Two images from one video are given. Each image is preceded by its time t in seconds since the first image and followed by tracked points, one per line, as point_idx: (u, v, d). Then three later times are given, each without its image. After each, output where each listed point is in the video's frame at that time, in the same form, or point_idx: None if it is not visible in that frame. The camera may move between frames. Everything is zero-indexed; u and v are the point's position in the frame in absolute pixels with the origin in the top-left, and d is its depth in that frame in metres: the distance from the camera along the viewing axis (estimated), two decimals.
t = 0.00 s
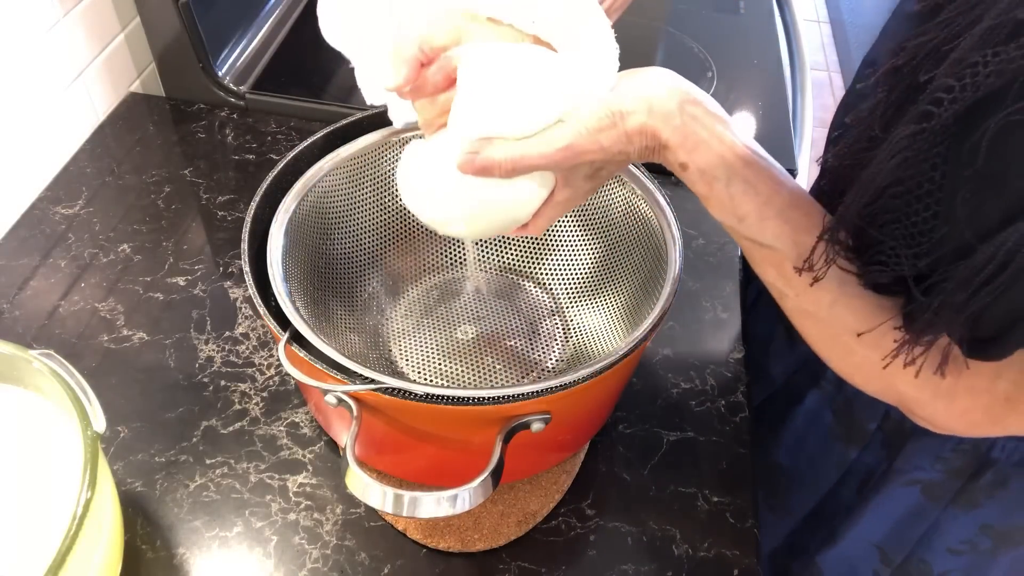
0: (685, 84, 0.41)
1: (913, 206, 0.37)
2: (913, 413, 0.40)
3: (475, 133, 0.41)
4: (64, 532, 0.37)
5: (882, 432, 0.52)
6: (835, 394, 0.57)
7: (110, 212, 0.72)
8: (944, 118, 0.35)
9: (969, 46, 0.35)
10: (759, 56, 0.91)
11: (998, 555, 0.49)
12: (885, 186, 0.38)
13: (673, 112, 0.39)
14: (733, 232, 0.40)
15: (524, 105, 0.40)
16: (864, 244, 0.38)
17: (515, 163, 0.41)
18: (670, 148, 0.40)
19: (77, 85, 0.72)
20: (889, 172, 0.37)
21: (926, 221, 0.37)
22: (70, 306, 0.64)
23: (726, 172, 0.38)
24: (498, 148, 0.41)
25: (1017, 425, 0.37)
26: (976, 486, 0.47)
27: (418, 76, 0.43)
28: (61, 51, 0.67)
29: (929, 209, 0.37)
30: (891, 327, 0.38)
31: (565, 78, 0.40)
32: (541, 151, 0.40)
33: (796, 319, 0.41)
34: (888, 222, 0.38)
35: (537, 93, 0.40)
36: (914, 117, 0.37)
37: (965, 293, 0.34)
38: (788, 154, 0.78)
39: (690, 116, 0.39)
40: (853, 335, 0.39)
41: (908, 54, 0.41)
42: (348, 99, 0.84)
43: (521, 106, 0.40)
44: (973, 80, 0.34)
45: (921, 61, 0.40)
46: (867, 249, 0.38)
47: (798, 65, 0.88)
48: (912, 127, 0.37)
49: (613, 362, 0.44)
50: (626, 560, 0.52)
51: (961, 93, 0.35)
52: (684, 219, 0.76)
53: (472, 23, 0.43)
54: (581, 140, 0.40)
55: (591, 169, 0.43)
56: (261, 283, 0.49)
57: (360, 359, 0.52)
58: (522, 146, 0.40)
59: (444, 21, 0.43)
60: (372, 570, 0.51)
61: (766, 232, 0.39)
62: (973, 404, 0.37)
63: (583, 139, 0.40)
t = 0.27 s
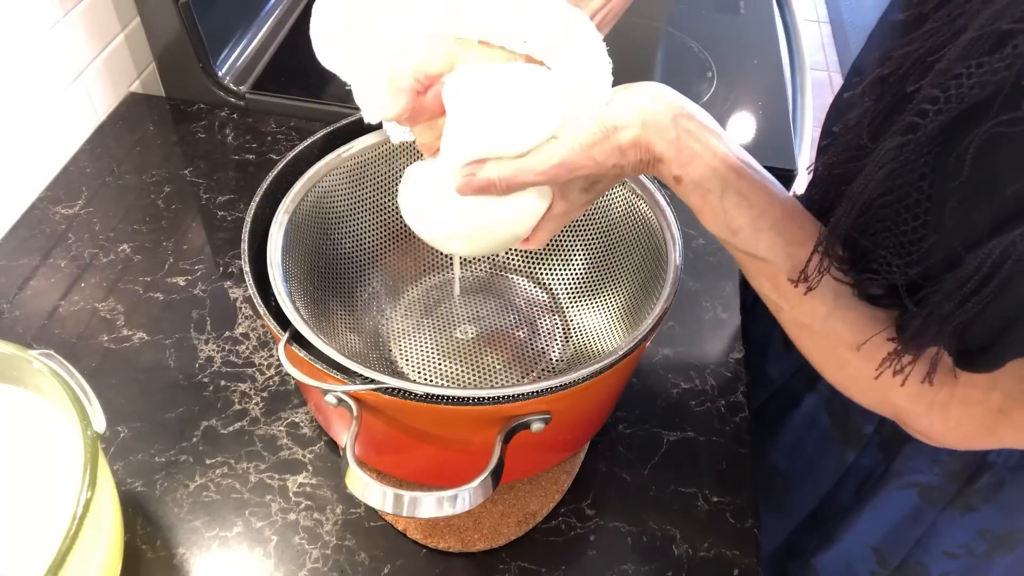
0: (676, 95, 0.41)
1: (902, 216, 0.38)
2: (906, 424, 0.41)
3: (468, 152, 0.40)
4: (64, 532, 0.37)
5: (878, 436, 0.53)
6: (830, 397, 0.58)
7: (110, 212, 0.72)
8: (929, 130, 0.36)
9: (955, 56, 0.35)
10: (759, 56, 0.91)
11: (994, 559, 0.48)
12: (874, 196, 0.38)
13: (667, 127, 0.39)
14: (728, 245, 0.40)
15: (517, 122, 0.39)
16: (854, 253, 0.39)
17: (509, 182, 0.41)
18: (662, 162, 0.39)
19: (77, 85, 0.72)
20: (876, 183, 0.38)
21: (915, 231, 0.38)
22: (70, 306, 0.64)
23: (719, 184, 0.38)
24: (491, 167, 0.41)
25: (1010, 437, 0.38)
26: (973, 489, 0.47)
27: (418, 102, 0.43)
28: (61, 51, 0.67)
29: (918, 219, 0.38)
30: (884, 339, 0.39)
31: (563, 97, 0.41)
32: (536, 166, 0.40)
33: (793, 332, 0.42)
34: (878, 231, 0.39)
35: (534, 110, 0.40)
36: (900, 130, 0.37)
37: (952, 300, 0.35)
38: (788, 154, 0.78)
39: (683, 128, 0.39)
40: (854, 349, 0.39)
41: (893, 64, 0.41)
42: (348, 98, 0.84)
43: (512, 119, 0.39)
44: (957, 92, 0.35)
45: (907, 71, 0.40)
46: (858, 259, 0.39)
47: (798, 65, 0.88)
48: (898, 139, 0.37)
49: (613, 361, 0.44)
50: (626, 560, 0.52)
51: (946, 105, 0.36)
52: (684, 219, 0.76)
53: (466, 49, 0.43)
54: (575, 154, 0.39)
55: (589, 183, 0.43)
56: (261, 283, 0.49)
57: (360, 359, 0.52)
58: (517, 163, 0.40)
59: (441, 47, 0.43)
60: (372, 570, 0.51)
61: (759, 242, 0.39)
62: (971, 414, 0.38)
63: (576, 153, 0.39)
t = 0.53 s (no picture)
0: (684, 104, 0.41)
1: (895, 220, 0.39)
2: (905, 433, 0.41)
3: (475, 147, 0.40)
4: (64, 532, 0.37)
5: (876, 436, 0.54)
6: (828, 398, 0.58)
7: (110, 212, 0.72)
8: (920, 132, 0.37)
9: (943, 60, 0.37)
10: (758, 56, 0.91)
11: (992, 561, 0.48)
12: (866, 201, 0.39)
13: (673, 136, 0.39)
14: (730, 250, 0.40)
15: (517, 121, 0.40)
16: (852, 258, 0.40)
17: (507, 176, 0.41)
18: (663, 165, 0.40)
19: (78, 85, 0.72)
20: (868, 188, 0.39)
21: (908, 234, 0.38)
22: (70, 306, 0.64)
23: (724, 191, 0.39)
24: (494, 160, 0.41)
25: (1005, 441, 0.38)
26: (970, 491, 0.47)
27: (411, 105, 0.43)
28: (61, 51, 0.67)
29: (911, 223, 0.38)
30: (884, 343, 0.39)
31: (556, 89, 0.40)
32: (541, 163, 0.40)
33: (795, 339, 0.41)
34: (873, 237, 0.39)
35: (536, 106, 0.40)
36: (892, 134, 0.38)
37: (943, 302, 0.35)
38: (787, 154, 0.78)
39: (690, 135, 0.39)
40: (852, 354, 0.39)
41: (886, 67, 0.42)
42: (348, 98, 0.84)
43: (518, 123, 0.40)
44: (946, 96, 0.37)
45: (898, 75, 0.42)
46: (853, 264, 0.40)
47: (798, 65, 0.88)
48: (888, 144, 0.38)
49: (613, 361, 0.44)
50: (626, 560, 0.52)
51: (935, 108, 0.37)
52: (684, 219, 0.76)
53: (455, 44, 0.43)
54: (579, 156, 0.40)
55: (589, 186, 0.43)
56: (261, 283, 0.49)
57: (360, 359, 0.52)
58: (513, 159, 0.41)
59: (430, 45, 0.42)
60: (372, 570, 0.51)
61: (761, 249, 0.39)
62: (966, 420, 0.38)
63: (579, 154, 0.40)
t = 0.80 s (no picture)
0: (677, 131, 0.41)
1: (897, 213, 0.39)
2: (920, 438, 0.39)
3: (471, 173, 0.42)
4: (64, 532, 0.37)
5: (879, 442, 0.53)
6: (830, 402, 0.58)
7: (110, 212, 0.72)
8: (919, 124, 0.38)
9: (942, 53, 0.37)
10: (758, 56, 0.91)
11: (995, 562, 0.48)
12: (868, 196, 0.40)
13: (661, 164, 0.38)
14: (735, 275, 0.38)
15: (498, 138, 0.42)
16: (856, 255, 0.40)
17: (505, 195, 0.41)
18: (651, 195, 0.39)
19: (78, 85, 0.72)
20: (871, 182, 0.40)
21: (910, 229, 0.39)
22: (70, 306, 0.64)
23: (719, 218, 0.37)
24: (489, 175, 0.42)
25: None
26: (973, 494, 0.47)
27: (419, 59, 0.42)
28: (61, 51, 0.67)
29: (912, 217, 0.39)
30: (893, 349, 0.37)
31: (535, 91, 0.41)
32: (537, 188, 0.40)
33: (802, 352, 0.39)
34: (875, 232, 0.40)
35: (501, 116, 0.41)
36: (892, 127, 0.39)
37: (944, 295, 0.35)
38: (787, 153, 0.78)
39: (676, 161, 0.38)
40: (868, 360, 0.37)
41: (888, 64, 0.42)
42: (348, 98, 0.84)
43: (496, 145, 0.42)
44: (943, 87, 0.37)
45: (900, 71, 0.41)
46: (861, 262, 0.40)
47: (798, 65, 0.88)
48: (888, 138, 0.39)
49: (613, 362, 0.44)
50: (626, 560, 0.52)
51: (933, 101, 0.37)
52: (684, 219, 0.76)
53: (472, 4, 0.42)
54: (574, 186, 0.39)
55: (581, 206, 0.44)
56: (261, 283, 0.49)
57: (360, 359, 0.52)
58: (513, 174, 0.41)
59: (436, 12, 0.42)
60: (372, 570, 0.51)
61: (765, 273, 0.37)
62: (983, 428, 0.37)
63: (573, 183, 0.39)
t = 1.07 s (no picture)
0: (671, 134, 0.45)
1: (890, 215, 0.38)
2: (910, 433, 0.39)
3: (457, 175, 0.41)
4: (65, 532, 0.37)
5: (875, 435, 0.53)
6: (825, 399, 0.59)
7: (110, 212, 0.72)
8: (913, 130, 0.37)
9: (934, 58, 0.36)
10: (759, 56, 0.91)
11: (991, 560, 0.47)
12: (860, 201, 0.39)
13: (651, 168, 0.42)
14: (722, 270, 0.41)
15: (497, 145, 0.42)
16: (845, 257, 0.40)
17: (491, 197, 0.41)
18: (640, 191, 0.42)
19: (78, 85, 0.72)
20: (864, 184, 0.38)
21: (903, 231, 0.38)
22: (70, 306, 0.64)
23: (707, 214, 0.41)
24: (476, 177, 0.41)
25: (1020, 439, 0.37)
26: (967, 490, 0.47)
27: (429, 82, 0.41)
28: (61, 51, 0.67)
29: (906, 218, 0.38)
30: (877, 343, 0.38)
31: (542, 104, 0.41)
32: (519, 194, 0.41)
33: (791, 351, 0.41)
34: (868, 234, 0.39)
35: (503, 121, 0.42)
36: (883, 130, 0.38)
37: (940, 298, 0.35)
38: (787, 153, 0.78)
39: (671, 166, 0.42)
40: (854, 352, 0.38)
41: (882, 67, 0.42)
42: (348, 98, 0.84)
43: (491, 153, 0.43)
44: (937, 91, 0.36)
45: (895, 74, 0.41)
46: (851, 263, 0.40)
47: (798, 65, 0.88)
48: (882, 141, 0.38)
49: (613, 362, 0.44)
50: (626, 560, 0.52)
51: (927, 105, 0.37)
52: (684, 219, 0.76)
53: (476, 24, 0.42)
54: (564, 189, 0.42)
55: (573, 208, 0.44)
56: (261, 283, 0.49)
57: (360, 359, 0.52)
58: (498, 179, 0.41)
59: (444, 32, 0.42)
60: (372, 570, 0.51)
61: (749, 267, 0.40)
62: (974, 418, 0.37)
63: (562, 187, 0.42)
